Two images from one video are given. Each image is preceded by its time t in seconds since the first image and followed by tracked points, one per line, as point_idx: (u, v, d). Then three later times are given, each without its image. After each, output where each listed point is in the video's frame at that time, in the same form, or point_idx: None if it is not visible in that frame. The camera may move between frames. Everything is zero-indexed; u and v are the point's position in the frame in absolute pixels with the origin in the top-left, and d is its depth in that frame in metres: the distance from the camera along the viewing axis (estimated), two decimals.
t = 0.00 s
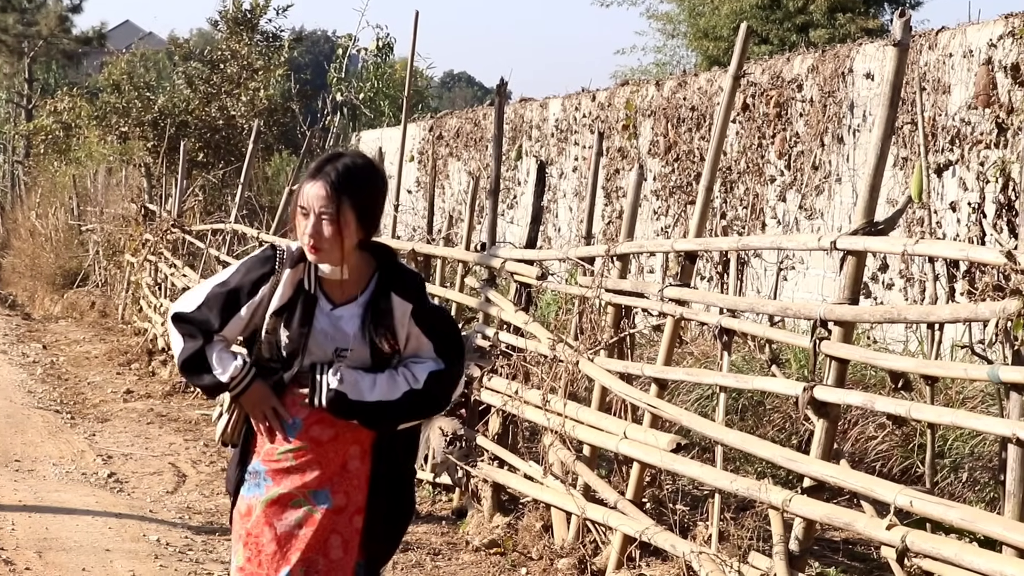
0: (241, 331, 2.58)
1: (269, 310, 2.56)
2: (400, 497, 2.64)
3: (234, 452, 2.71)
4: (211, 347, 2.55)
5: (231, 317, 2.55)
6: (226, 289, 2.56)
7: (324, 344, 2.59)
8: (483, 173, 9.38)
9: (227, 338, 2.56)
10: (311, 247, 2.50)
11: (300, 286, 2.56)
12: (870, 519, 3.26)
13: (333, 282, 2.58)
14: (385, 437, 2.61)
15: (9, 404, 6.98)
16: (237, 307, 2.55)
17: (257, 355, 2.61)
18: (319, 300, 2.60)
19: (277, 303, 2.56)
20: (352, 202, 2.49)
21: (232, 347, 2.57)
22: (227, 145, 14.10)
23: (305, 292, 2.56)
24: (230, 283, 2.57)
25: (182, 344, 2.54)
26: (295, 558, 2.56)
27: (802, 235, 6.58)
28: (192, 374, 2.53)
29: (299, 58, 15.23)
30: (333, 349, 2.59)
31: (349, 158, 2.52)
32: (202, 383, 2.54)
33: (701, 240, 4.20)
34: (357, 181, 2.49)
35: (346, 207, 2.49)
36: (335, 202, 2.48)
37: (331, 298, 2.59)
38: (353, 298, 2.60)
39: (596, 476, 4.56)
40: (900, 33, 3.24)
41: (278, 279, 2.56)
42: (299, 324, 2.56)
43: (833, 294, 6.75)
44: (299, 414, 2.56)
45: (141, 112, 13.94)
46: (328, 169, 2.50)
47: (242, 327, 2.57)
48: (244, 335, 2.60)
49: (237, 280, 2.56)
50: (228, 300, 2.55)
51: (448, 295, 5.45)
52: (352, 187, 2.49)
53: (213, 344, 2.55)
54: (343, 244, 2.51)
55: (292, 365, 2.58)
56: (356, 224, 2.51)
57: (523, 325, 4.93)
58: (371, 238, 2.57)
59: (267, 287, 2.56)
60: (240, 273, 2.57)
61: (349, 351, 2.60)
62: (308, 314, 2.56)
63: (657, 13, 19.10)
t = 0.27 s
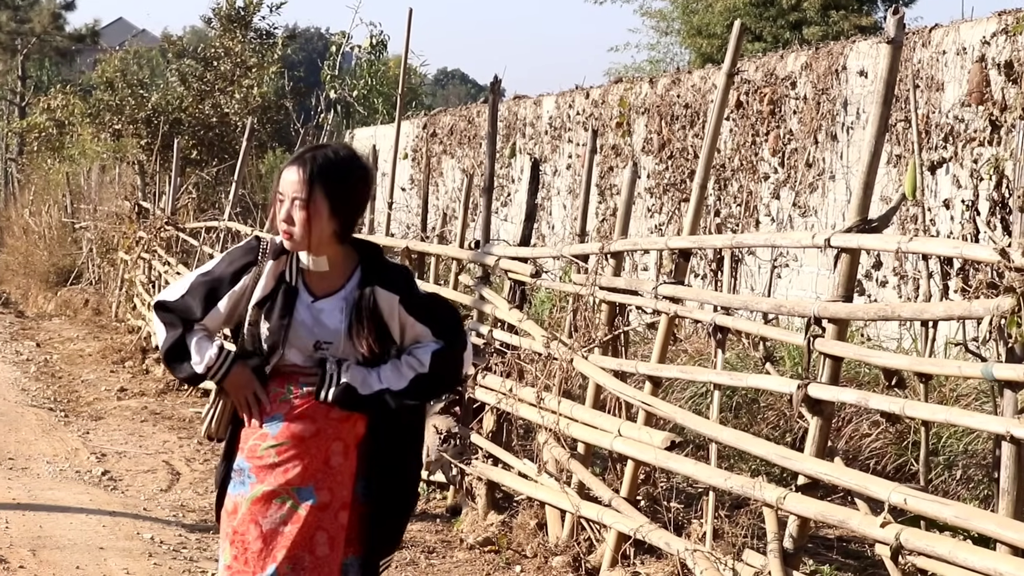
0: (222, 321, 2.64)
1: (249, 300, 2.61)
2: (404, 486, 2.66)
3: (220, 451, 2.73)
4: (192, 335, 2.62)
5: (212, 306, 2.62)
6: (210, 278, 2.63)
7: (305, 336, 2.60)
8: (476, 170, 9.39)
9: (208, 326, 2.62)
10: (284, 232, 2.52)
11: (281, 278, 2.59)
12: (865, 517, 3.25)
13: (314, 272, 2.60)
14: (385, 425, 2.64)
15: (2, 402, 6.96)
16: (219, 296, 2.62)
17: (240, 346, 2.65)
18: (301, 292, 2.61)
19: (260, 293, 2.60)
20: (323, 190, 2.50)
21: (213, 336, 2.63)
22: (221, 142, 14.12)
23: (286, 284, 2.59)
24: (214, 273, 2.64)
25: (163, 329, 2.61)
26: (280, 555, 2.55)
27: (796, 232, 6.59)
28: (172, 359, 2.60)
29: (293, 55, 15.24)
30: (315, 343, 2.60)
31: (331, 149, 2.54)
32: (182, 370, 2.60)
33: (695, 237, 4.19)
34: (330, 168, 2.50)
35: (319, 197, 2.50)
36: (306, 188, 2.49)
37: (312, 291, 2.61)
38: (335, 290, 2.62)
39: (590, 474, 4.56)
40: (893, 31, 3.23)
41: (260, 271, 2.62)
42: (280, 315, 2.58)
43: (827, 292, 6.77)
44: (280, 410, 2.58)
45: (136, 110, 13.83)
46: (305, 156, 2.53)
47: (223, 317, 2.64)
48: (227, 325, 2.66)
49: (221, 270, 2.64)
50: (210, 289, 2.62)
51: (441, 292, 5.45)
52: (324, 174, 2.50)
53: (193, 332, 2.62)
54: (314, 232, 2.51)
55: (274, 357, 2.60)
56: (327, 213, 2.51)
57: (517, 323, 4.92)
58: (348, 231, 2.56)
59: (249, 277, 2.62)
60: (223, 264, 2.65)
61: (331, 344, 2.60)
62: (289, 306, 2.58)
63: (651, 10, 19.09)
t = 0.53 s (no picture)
0: (216, 320, 2.66)
1: (241, 297, 2.63)
2: (400, 484, 2.68)
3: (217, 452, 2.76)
4: (187, 336, 2.64)
5: (205, 306, 2.64)
6: (202, 278, 2.66)
7: (295, 331, 2.61)
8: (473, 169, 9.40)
9: (203, 326, 2.64)
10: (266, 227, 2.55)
11: (272, 273, 2.61)
12: (862, 514, 3.25)
13: (304, 268, 2.63)
14: (376, 424, 2.64)
15: None
16: (211, 295, 2.64)
17: (234, 345, 2.67)
18: (292, 287, 2.63)
19: (250, 289, 2.62)
20: (301, 183, 2.51)
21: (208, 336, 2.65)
22: (217, 141, 14.22)
23: (276, 278, 2.61)
24: (205, 272, 2.66)
25: (157, 331, 2.63)
26: (273, 555, 2.57)
27: (792, 230, 6.60)
28: (168, 360, 2.62)
29: (289, 55, 15.27)
30: (304, 337, 2.61)
31: (313, 143, 2.54)
32: (178, 372, 2.62)
33: (691, 235, 4.19)
34: (307, 162, 2.51)
35: (298, 191, 2.51)
36: (285, 182, 2.51)
37: (303, 286, 2.63)
38: (325, 286, 2.63)
39: (588, 472, 4.56)
40: (889, 29, 3.21)
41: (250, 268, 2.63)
42: (270, 310, 2.60)
43: (824, 290, 6.77)
44: (269, 409, 2.60)
45: (132, 109, 13.80)
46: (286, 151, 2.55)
47: (217, 316, 2.65)
48: (221, 325, 2.68)
49: (211, 268, 2.66)
50: (203, 288, 2.64)
51: (439, 291, 5.45)
52: (302, 168, 2.51)
53: (188, 333, 2.64)
54: (294, 225, 2.52)
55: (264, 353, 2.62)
56: (307, 207, 2.52)
57: (514, 321, 4.92)
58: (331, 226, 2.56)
59: (240, 275, 2.64)
60: (213, 262, 2.67)
61: (320, 339, 2.61)
62: (278, 300, 2.60)
63: (647, 9, 19.11)
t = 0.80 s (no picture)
0: (217, 314, 2.72)
1: (239, 290, 2.68)
2: (392, 481, 2.69)
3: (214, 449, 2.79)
4: (189, 331, 2.69)
5: (205, 301, 2.70)
6: (202, 273, 2.71)
7: (287, 327, 2.63)
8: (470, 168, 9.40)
9: (203, 320, 2.70)
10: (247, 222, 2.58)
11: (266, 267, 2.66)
12: (860, 513, 3.24)
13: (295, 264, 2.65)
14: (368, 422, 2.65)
15: None
16: (211, 290, 2.70)
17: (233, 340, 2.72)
18: (285, 282, 2.66)
19: (247, 281, 2.67)
20: (276, 178, 2.52)
21: (209, 330, 2.71)
22: (215, 141, 14.25)
23: (269, 272, 2.65)
24: (205, 267, 2.72)
25: (160, 326, 2.70)
26: (265, 553, 2.59)
27: (790, 228, 6.60)
28: (169, 355, 2.68)
29: (287, 55, 15.27)
30: (294, 331, 2.63)
31: (293, 140, 2.56)
32: (179, 366, 2.68)
33: (689, 234, 4.18)
34: (282, 157, 2.52)
35: (273, 186, 2.53)
36: (261, 178, 2.54)
37: (295, 280, 2.66)
38: (314, 281, 2.64)
39: (586, 471, 4.56)
40: (887, 28, 3.20)
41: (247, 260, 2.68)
42: (263, 303, 2.63)
43: (821, 289, 6.77)
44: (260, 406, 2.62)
45: (130, 108, 13.96)
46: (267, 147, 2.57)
47: (218, 311, 2.71)
48: (222, 321, 2.74)
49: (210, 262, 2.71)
50: (203, 282, 2.70)
51: (437, 290, 5.46)
52: (277, 163, 2.53)
53: (189, 328, 2.69)
54: (270, 220, 2.54)
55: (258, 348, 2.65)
56: (281, 202, 2.53)
57: (512, 320, 4.92)
58: (309, 221, 2.56)
59: (237, 267, 2.69)
60: (213, 256, 2.73)
61: (310, 334, 2.62)
62: (271, 294, 2.64)
63: (644, 8, 19.12)
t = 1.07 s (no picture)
0: (213, 315, 2.74)
1: (234, 289, 2.70)
2: (389, 480, 2.70)
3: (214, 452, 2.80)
4: (184, 333, 2.71)
5: (201, 302, 2.72)
6: (198, 275, 2.74)
7: (285, 325, 2.65)
8: (468, 167, 9.40)
9: (199, 321, 2.72)
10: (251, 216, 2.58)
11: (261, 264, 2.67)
12: (858, 511, 3.23)
13: (291, 260, 2.67)
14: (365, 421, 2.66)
15: None
16: (207, 290, 2.72)
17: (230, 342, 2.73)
18: (282, 281, 2.68)
19: (241, 280, 2.69)
20: (288, 172, 2.57)
21: (205, 332, 2.72)
22: (213, 140, 14.29)
23: (264, 270, 2.67)
24: (201, 268, 2.74)
25: (156, 329, 2.71)
26: (266, 554, 2.60)
27: (788, 227, 6.61)
28: (165, 356, 2.69)
29: (285, 54, 15.27)
30: (292, 330, 2.64)
31: (295, 134, 2.60)
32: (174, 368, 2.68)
33: (687, 233, 4.18)
34: (293, 151, 2.57)
35: (282, 179, 2.57)
36: (271, 171, 2.56)
37: (291, 278, 2.67)
38: (310, 277, 2.65)
39: (585, 470, 4.56)
40: (886, 27, 3.19)
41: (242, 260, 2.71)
42: (257, 301, 2.65)
43: (820, 287, 6.78)
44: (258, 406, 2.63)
45: (128, 108, 14.05)
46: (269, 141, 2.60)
47: (213, 312, 2.73)
48: (218, 323, 2.75)
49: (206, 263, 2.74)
50: (199, 282, 2.73)
51: (435, 290, 5.46)
52: (287, 156, 2.57)
53: (185, 330, 2.71)
54: (279, 213, 2.58)
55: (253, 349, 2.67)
56: (292, 195, 2.57)
57: (510, 319, 4.92)
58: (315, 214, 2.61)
59: (233, 267, 2.71)
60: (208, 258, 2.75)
61: (305, 331, 2.63)
62: (265, 292, 2.66)
63: (642, 7, 19.12)
